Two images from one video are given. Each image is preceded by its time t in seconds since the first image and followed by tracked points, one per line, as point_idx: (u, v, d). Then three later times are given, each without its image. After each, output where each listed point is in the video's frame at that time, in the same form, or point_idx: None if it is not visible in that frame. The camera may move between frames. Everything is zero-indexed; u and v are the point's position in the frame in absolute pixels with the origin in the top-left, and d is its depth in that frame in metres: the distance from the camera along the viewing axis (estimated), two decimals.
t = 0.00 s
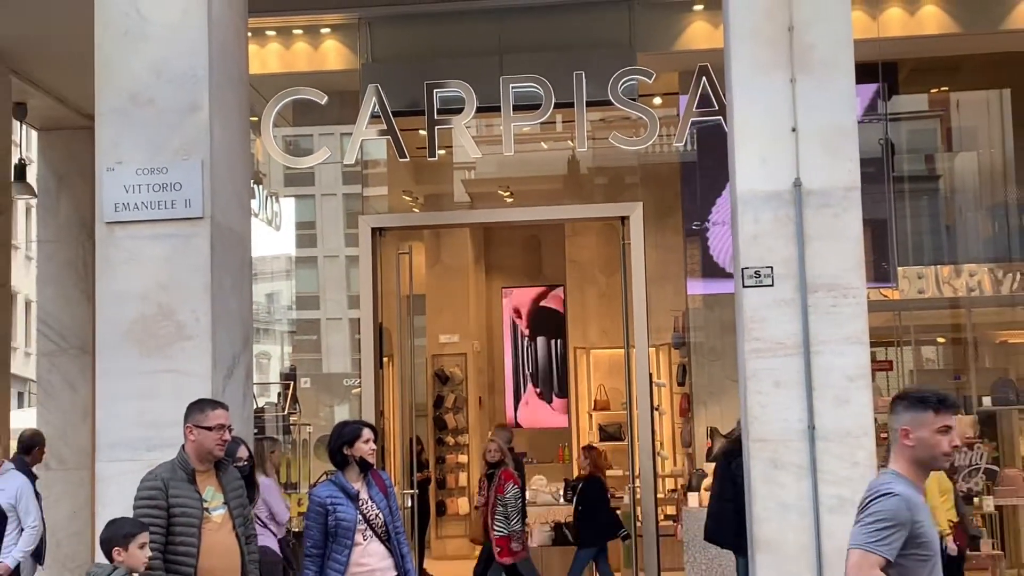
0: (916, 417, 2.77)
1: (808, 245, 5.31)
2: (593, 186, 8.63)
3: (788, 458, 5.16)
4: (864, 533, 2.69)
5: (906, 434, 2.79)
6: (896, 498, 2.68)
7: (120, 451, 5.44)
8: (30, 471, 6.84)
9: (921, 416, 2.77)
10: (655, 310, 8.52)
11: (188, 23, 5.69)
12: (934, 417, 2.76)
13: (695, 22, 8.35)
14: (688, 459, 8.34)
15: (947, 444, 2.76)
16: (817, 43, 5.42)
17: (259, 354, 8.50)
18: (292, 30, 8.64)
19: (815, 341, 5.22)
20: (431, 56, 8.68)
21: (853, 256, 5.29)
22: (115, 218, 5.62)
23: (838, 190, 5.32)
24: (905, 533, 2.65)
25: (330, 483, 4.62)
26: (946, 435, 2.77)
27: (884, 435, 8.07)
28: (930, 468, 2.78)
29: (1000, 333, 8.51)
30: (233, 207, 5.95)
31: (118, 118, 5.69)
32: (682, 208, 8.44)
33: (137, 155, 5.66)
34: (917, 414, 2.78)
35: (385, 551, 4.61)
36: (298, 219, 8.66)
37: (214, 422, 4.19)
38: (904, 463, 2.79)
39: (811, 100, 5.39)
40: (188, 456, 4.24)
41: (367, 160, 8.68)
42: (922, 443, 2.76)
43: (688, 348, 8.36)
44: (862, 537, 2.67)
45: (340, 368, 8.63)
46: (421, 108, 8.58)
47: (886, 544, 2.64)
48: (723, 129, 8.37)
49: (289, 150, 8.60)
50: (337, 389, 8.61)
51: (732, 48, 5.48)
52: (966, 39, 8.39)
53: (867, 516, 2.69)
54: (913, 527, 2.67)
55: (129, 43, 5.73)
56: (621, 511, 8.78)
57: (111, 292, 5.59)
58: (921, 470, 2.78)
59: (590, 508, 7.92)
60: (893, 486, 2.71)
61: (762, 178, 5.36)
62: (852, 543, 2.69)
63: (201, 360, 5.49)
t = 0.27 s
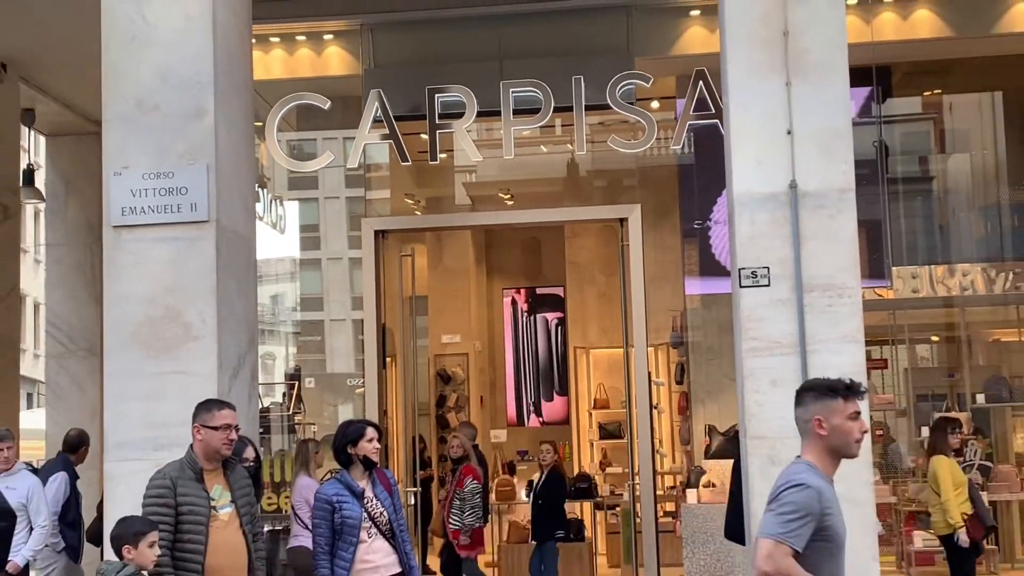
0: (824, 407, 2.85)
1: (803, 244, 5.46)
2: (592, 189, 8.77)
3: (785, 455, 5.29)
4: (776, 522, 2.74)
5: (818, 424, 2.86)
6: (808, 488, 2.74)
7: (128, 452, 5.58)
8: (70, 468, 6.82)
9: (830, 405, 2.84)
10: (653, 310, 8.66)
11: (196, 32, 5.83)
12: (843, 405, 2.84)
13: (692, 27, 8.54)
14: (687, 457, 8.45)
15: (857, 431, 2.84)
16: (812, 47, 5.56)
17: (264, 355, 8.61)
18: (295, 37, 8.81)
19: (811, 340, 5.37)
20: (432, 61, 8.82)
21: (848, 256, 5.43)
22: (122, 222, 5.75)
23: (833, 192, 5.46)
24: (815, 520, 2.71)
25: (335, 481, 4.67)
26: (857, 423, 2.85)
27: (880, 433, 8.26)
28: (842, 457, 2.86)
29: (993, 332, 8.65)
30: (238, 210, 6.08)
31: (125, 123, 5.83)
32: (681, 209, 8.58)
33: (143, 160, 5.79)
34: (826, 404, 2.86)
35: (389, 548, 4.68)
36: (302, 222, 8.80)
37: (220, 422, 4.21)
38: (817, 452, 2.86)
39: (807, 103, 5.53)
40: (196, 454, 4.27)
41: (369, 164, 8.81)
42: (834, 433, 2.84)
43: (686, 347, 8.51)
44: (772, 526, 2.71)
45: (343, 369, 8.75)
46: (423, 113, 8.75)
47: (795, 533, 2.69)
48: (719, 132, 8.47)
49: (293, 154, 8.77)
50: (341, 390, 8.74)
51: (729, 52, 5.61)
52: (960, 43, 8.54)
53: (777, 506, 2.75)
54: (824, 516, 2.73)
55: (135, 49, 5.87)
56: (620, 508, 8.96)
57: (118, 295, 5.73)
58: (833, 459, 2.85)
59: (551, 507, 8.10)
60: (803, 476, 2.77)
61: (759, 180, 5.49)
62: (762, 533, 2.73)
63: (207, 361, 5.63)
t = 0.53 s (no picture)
0: (751, 412, 2.78)
1: (793, 251, 5.66)
2: (589, 197, 8.96)
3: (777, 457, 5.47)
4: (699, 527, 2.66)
5: (744, 429, 2.78)
6: (732, 492, 2.65)
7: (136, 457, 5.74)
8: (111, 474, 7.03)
9: (755, 410, 2.77)
10: (648, 315, 8.85)
11: (205, 49, 6.04)
12: (767, 408, 2.76)
13: (686, 39, 8.76)
14: (682, 459, 8.69)
15: (783, 436, 2.77)
16: (801, 59, 5.77)
17: (268, 360, 8.78)
18: (298, 50, 9.02)
19: (801, 344, 5.56)
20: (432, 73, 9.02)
21: (836, 263, 5.63)
22: (130, 232, 5.94)
23: (822, 200, 5.67)
24: (736, 522, 2.63)
25: (337, 484, 4.70)
26: (783, 427, 2.78)
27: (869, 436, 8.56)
28: (770, 462, 2.78)
29: (980, 335, 8.87)
30: (242, 220, 6.31)
31: (133, 135, 6.03)
32: (675, 216, 8.77)
33: (149, 171, 5.99)
34: (752, 409, 2.78)
35: (391, 549, 4.69)
36: (305, 230, 9.01)
37: (227, 427, 4.37)
38: (746, 457, 2.77)
39: (797, 113, 5.73)
40: (204, 459, 4.43)
41: (371, 173, 9.03)
42: (762, 438, 2.75)
43: (680, 352, 8.67)
44: (692, 527, 2.64)
45: (346, 374, 8.96)
46: (424, 123, 8.95)
47: (714, 535, 2.61)
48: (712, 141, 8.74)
49: (297, 164, 9.00)
50: (344, 394, 8.95)
51: (721, 65, 5.82)
52: (947, 54, 8.73)
53: (698, 508, 2.67)
54: (746, 518, 2.65)
55: (143, 63, 6.07)
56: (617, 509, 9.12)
57: (126, 302, 5.92)
58: (760, 463, 2.76)
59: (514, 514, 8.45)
60: (726, 478, 2.69)
61: (751, 189, 5.70)
62: (682, 535, 2.65)
63: (213, 367, 5.83)
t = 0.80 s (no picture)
0: (712, 377, 2.92)
1: (778, 258, 5.93)
2: (581, 205, 9.34)
3: (763, 453, 5.74)
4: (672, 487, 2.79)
5: (707, 394, 2.92)
6: (700, 453, 2.80)
7: (145, 457, 6.06)
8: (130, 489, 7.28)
9: (717, 375, 2.91)
10: (638, 318, 9.22)
11: (211, 66, 6.36)
12: (728, 373, 2.91)
13: (675, 54, 9.11)
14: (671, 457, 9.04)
15: (743, 400, 2.92)
16: (784, 72, 6.06)
17: (273, 363, 9.15)
18: (301, 64, 9.40)
19: (786, 347, 5.82)
20: (430, 87, 9.40)
21: (820, 269, 5.90)
22: (138, 240, 6.27)
23: (806, 208, 5.94)
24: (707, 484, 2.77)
25: (338, 483, 5.02)
26: (742, 391, 2.93)
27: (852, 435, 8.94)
28: (730, 423, 2.93)
29: (957, 338, 9.18)
30: (247, 230, 6.63)
31: (142, 148, 6.35)
32: (664, 223, 9.14)
33: (157, 182, 6.31)
34: (714, 375, 2.93)
35: (390, 545, 5.01)
36: (307, 237, 9.34)
37: (233, 428, 4.47)
38: (708, 419, 2.92)
39: (781, 124, 6.02)
40: (210, 459, 4.52)
41: (371, 183, 9.37)
42: (723, 401, 2.90)
43: (670, 355, 9.00)
44: (668, 489, 2.76)
45: (348, 377, 9.29)
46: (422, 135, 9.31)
47: (689, 497, 2.74)
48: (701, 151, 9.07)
49: (300, 174, 9.30)
50: (346, 396, 9.28)
51: (708, 78, 6.11)
52: (926, 66, 9.07)
53: (671, 473, 2.80)
54: (716, 474, 2.80)
55: (151, 78, 6.38)
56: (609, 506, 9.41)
57: (135, 308, 6.23)
58: (722, 425, 2.92)
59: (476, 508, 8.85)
60: (695, 443, 2.83)
61: (737, 197, 5.98)
62: (660, 496, 2.77)
63: (219, 370, 6.13)
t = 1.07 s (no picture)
0: (713, 362, 3.35)
1: (760, 262, 6.33)
2: (572, 212, 9.72)
3: (747, 450, 6.15)
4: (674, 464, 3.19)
5: (708, 377, 3.35)
6: (700, 432, 3.21)
7: (156, 453, 6.48)
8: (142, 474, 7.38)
9: (719, 360, 3.34)
10: (627, 320, 9.62)
11: (216, 81, 6.77)
12: (728, 359, 3.34)
13: (659, 68, 9.63)
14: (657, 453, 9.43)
15: (742, 384, 3.34)
16: (764, 85, 6.48)
17: (277, 363, 9.55)
18: (303, 78, 9.89)
19: (766, 347, 6.25)
20: (428, 99, 9.86)
21: (799, 271, 6.31)
22: (147, 245, 6.66)
23: (786, 214, 6.35)
24: (706, 460, 3.17)
25: (338, 479, 5.42)
26: (740, 376, 3.35)
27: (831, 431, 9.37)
28: (728, 406, 3.35)
29: (930, 338, 9.57)
30: (251, 237, 7.07)
31: (150, 157, 6.75)
32: (651, 230, 9.56)
33: (165, 191, 6.72)
34: (714, 361, 3.35)
35: (388, 537, 5.39)
36: (310, 243, 9.76)
37: (237, 425, 4.86)
38: (708, 403, 3.34)
39: (761, 135, 6.45)
40: (215, 455, 4.92)
41: (371, 192, 9.79)
42: (722, 385, 3.32)
43: (657, 354, 9.46)
44: (670, 464, 3.17)
45: (348, 376, 9.71)
46: (419, 145, 9.75)
47: (690, 472, 3.14)
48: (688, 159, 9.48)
49: (303, 182, 9.72)
50: (347, 395, 9.69)
51: (692, 91, 6.53)
52: (898, 78, 9.59)
53: (674, 449, 3.19)
54: (715, 457, 3.21)
55: (161, 91, 6.79)
56: (598, 499, 9.84)
57: (145, 311, 6.64)
58: (720, 408, 3.34)
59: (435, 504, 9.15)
60: (696, 423, 3.24)
61: (720, 205, 6.40)
62: (661, 473, 3.18)
63: (224, 371, 6.53)
